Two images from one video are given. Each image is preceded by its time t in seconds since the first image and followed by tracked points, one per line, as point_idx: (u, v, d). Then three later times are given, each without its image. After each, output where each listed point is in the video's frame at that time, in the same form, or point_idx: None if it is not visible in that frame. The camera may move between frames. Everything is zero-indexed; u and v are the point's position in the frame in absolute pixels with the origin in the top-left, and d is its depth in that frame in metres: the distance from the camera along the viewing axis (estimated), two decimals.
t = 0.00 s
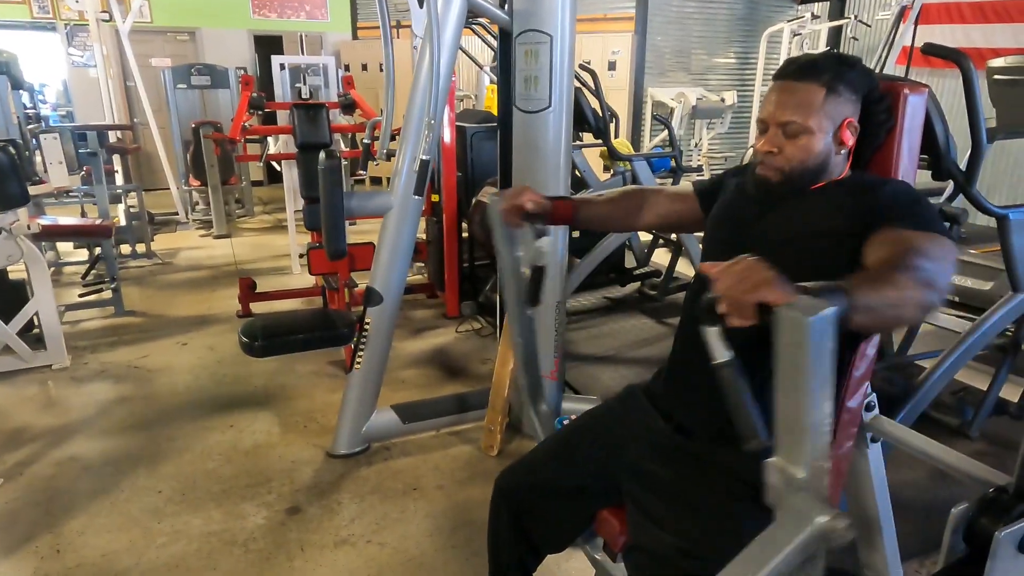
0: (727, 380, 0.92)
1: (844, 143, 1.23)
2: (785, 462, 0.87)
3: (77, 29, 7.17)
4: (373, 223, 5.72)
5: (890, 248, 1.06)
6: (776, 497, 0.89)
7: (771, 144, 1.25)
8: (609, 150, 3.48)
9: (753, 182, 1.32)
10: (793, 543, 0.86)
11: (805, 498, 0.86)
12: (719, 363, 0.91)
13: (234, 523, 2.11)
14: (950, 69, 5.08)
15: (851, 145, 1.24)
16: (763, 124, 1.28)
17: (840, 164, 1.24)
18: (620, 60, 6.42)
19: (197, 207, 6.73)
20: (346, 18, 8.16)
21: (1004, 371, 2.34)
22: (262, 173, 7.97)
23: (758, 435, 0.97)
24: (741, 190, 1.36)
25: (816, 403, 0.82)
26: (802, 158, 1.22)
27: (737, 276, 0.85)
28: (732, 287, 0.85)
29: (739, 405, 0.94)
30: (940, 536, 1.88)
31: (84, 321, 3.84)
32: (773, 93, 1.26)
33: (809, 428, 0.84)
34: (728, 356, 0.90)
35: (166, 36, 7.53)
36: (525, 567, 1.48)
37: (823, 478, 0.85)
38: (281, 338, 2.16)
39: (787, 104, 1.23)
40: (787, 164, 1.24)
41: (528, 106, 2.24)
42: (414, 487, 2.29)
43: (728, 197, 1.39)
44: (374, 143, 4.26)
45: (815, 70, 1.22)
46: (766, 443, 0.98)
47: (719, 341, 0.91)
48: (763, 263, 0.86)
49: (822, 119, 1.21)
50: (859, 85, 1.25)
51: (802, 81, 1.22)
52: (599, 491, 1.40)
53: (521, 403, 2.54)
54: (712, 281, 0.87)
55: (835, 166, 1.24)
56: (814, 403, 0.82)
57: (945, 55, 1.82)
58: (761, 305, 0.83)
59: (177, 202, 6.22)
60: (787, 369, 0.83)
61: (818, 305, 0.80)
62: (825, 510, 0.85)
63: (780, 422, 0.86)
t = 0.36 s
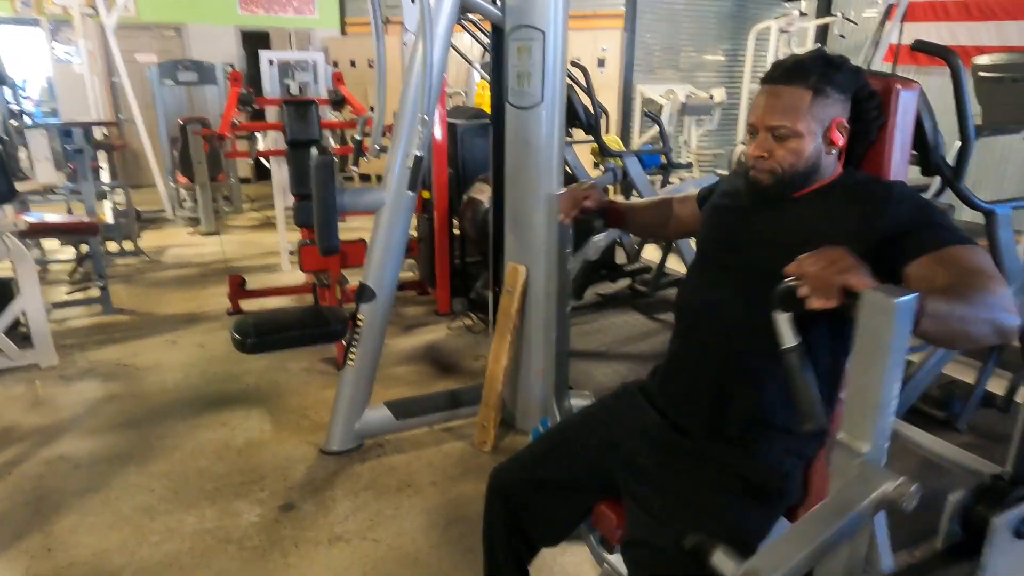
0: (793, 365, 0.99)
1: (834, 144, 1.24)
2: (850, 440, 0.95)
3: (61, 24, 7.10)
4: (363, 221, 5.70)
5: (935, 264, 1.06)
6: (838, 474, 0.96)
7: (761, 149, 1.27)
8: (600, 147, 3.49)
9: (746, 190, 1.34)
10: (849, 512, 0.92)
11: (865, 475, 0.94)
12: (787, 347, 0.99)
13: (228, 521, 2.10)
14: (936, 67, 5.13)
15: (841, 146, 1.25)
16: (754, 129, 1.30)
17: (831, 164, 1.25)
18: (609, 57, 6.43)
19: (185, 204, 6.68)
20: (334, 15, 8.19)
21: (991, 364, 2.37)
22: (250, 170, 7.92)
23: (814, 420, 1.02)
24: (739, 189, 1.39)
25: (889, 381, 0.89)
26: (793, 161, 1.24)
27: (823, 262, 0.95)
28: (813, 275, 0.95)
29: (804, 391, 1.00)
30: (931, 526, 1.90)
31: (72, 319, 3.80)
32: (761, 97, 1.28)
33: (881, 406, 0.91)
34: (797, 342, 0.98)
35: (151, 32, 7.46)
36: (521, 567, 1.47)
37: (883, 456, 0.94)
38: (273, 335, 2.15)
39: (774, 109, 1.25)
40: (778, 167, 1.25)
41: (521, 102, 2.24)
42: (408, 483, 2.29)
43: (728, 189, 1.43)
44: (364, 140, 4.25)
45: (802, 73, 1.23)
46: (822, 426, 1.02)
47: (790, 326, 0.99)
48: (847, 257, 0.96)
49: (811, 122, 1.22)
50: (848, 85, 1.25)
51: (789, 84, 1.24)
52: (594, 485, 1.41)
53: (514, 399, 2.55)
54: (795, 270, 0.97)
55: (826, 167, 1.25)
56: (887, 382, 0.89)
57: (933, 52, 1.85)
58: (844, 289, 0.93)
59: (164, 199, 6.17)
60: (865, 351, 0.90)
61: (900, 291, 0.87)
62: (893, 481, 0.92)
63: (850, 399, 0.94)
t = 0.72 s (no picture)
0: (820, 362, 0.94)
1: (832, 145, 1.25)
2: (872, 433, 0.94)
3: (55, 25, 7.09)
4: (359, 222, 5.70)
5: (953, 262, 1.10)
6: (857, 464, 0.96)
7: (761, 148, 1.28)
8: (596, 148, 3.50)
9: (745, 188, 1.34)
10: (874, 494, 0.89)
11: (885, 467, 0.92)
12: (813, 344, 0.94)
13: (224, 520, 2.10)
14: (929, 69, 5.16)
15: (839, 146, 1.26)
16: (754, 129, 1.31)
17: (829, 164, 1.27)
18: (605, 59, 6.41)
19: (180, 205, 6.67)
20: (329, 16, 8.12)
21: (985, 362, 2.38)
22: (246, 171, 7.92)
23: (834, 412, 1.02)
24: (737, 186, 1.39)
25: (911, 377, 0.90)
26: (792, 160, 1.25)
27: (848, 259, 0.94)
28: (840, 271, 0.94)
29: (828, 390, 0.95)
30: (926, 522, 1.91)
31: (66, 320, 3.79)
32: (762, 97, 1.29)
33: (900, 399, 0.91)
34: (823, 339, 0.94)
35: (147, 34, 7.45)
36: (517, 559, 1.50)
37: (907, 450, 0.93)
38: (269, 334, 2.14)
39: (776, 108, 1.26)
40: (777, 166, 1.26)
41: (518, 102, 2.25)
42: (405, 482, 2.29)
43: (727, 187, 1.43)
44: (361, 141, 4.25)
45: (801, 75, 1.25)
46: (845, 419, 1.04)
47: (815, 323, 0.95)
48: (871, 253, 0.96)
49: (811, 122, 1.24)
50: (847, 85, 1.26)
51: (790, 84, 1.25)
52: (592, 482, 1.42)
53: (511, 399, 2.55)
54: (821, 267, 0.96)
55: (824, 167, 1.26)
56: (910, 377, 0.90)
57: (928, 53, 1.86)
58: (876, 287, 0.90)
59: (160, 200, 6.15)
60: (891, 346, 0.91)
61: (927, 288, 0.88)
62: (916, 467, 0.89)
63: (873, 393, 0.94)
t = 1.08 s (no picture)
0: (733, 379, 1.00)
1: (835, 160, 1.26)
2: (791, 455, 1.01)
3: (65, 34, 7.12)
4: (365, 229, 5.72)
5: (875, 258, 1.14)
6: (783, 487, 1.04)
7: (766, 166, 1.27)
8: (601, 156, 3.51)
9: (747, 202, 1.35)
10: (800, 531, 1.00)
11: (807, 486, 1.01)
12: (725, 362, 1.01)
13: (230, 528, 2.11)
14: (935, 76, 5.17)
15: (841, 160, 1.27)
16: (756, 148, 1.30)
17: (831, 178, 1.27)
18: (610, 67, 6.50)
19: (187, 213, 6.70)
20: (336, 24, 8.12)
21: (991, 372, 2.38)
22: (252, 179, 7.96)
23: (763, 435, 1.01)
24: (738, 201, 1.40)
25: (821, 399, 0.96)
26: (796, 177, 1.25)
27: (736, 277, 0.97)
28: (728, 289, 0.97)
29: (745, 408, 1.00)
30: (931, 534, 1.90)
31: (74, 327, 3.81)
32: (762, 116, 1.28)
33: (815, 423, 0.97)
34: (734, 356, 1.01)
35: (155, 41, 7.50)
36: (519, 561, 1.51)
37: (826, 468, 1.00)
38: (275, 343, 2.15)
39: (778, 126, 1.25)
40: (781, 184, 1.26)
41: (523, 111, 2.25)
42: (410, 490, 2.30)
43: (723, 202, 1.44)
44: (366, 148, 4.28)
45: (804, 91, 1.25)
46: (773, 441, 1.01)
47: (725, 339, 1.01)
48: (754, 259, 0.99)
49: (814, 138, 1.24)
50: (849, 100, 1.28)
51: (788, 103, 1.24)
52: (594, 489, 1.43)
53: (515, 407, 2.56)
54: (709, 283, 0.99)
55: (827, 181, 1.26)
56: (818, 398, 0.95)
57: (931, 63, 1.86)
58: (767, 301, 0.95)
59: (167, 207, 6.18)
60: (795, 370, 0.96)
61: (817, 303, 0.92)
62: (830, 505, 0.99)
63: (788, 416, 1.00)
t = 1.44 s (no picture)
0: (816, 381, 0.94)
1: (836, 167, 1.26)
2: (871, 455, 0.93)
3: (74, 41, 7.21)
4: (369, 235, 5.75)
5: (952, 289, 1.08)
6: (856, 484, 0.95)
7: (766, 169, 1.28)
8: (603, 163, 3.51)
9: (748, 208, 1.35)
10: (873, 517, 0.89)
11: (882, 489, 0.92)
12: (809, 365, 0.94)
13: (231, 533, 2.11)
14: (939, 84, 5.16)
15: (842, 169, 1.27)
16: (759, 151, 1.31)
17: (832, 187, 1.27)
18: (614, 73, 6.52)
19: (193, 218, 6.75)
20: (341, 31, 8.22)
21: (994, 381, 2.37)
22: (258, 185, 8.02)
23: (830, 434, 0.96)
24: (740, 208, 1.40)
25: (908, 403, 0.88)
26: (796, 181, 1.25)
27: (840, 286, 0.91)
28: (833, 294, 0.91)
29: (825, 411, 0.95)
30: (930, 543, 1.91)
31: (80, 332, 3.84)
32: (767, 119, 1.31)
33: (900, 421, 0.89)
34: (820, 360, 0.94)
35: (162, 49, 7.56)
36: (517, 566, 1.51)
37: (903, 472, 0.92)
38: (278, 349, 2.17)
39: (781, 130, 1.27)
40: (781, 188, 1.26)
41: (525, 120, 2.27)
42: (411, 496, 2.30)
43: (727, 209, 1.45)
44: (371, 155, 4.30)
45: (806, 98, 1.26)
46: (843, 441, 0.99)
47: (813, 343, 0.94)
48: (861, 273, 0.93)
49: (815, 144, 1.25)
50: (851, 108, 1.28)
51: (795, 107, 1.26)
52: (592, 497, 1.43)
53: (517, 414, 2.56)
54: (813, 287, 0.93)
55: (828, 190, 1.26)
56: (907, 401, 0.88)
57: (930, 71, 1.86)
58: (867, 308, 0.89)
59: (173, 213, 6.22)
60: (887, 369, 0.89)
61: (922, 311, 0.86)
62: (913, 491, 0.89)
63: (869, 416, 0.92)
